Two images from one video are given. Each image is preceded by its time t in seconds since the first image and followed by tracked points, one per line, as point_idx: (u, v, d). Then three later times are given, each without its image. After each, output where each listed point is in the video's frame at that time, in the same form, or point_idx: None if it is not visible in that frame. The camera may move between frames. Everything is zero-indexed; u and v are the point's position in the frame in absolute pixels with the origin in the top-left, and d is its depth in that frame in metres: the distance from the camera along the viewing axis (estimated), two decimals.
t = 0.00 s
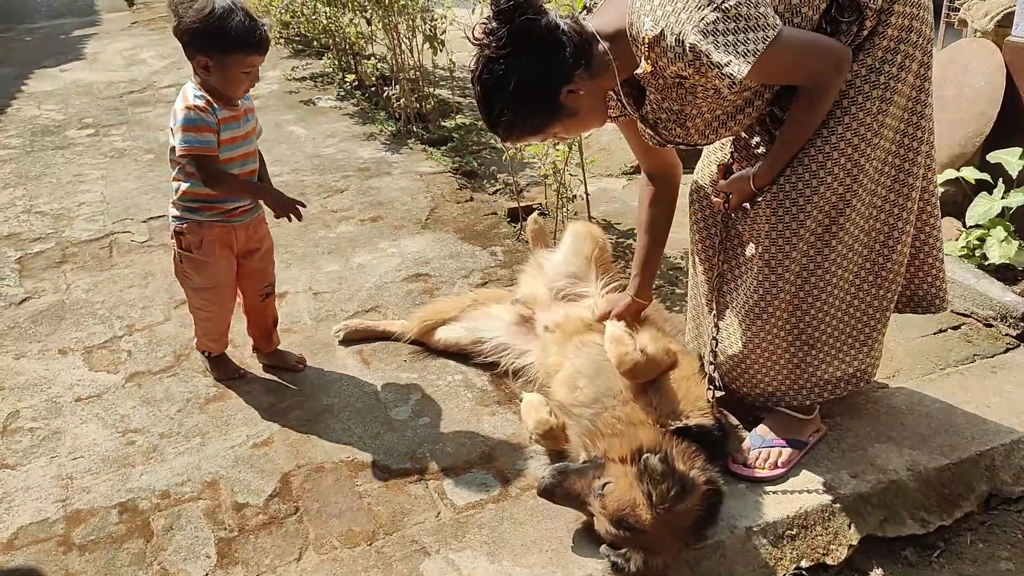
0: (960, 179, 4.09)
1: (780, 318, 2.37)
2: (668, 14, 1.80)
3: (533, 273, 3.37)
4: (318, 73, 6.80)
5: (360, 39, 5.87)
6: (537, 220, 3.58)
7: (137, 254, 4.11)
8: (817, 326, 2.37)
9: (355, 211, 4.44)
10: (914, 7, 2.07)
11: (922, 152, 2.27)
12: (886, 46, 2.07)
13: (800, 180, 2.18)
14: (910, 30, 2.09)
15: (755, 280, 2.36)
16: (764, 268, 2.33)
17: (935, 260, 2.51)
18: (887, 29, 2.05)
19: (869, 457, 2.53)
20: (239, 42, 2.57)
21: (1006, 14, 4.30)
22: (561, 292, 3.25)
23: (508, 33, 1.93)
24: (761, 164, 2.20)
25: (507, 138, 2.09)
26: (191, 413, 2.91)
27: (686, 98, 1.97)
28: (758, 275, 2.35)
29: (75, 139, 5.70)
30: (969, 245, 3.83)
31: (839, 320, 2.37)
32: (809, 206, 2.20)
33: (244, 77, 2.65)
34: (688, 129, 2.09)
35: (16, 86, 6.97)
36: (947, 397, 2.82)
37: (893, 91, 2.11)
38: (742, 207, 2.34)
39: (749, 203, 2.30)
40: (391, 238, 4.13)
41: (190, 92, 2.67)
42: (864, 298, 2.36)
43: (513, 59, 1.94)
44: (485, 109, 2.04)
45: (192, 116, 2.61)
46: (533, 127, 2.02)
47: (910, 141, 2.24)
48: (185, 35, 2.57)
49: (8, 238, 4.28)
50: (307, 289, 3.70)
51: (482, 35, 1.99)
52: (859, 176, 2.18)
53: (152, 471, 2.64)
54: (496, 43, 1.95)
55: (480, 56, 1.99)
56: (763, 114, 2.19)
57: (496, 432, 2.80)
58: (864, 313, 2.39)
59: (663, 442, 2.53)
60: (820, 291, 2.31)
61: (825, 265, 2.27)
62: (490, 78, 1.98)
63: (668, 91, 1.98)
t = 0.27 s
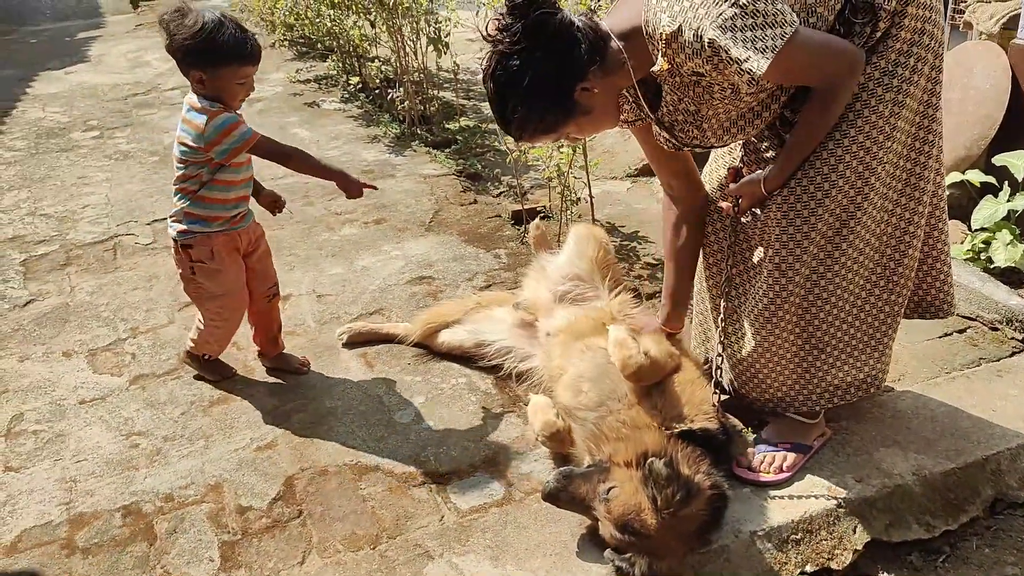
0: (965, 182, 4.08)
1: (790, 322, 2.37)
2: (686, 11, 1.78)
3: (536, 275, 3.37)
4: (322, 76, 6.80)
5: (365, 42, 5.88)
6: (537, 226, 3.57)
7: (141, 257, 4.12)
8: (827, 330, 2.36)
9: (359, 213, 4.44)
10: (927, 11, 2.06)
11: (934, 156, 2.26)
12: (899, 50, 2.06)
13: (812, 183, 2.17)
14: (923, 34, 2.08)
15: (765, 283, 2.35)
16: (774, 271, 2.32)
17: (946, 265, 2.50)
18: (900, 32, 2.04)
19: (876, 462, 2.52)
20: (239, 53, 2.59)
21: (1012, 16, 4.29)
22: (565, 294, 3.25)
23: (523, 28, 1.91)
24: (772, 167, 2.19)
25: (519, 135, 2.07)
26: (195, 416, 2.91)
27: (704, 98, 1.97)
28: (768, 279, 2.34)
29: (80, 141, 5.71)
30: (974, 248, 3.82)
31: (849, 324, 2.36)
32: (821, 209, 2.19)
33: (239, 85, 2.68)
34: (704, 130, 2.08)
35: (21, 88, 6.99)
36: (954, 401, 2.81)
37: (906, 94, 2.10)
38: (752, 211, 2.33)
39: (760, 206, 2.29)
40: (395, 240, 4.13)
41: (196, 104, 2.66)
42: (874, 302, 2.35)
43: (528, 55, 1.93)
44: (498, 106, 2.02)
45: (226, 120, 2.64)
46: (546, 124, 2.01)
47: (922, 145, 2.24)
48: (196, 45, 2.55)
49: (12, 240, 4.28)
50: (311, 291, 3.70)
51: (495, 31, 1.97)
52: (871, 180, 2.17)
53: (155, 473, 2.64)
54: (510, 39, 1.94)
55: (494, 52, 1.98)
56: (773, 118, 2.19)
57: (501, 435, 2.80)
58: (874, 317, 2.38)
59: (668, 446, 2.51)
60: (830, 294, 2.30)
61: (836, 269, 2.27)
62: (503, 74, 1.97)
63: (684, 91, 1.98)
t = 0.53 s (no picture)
0: (967, 183, 4.07)
1: (794, 323, 2.36)
2: (699, 12, 1.78)
3: (536, 278, 3.37)
4: (322, 78, 6.80)
5: (365, 44, 5.88)
6: (541, 224, 3.59)
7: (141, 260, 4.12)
8: (831, 332, 2.36)
9: (359, 216, 4.44)
10: (934, 13, 2.06)
11: (938, 158, 2.26)
12: (905, 51, 2.06)
13: (817, 184, 2.17)
14: (929, 35, 2.08)
15: (769, 284, 2.35)
16: (778, 272, 2.32)
17: (949, 266, 2.50)
18: (907, 33, 2.04)
19: (878, 463, 2.52)
20: (186, 55, 2.61)
21: (1013, 17, 4.30)
22: (565, 298, 3.26)
23: (534, 29, 1.91)
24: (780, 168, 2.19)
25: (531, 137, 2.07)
26: (196, 419, 2.91)
27: (714, 101, 1.96)
28: (771, 279, 2.34)
29: (80, 144, 5.71)
30: (976, 249, 3.82)
31: (853, 325, 2.36)
32: (826, 210, 2.19)
33: (190, 84, 2.70)
34: (713, 132, 2.07)
35: (21, 92, 6.99)
36: (957, 402, 2.81)
37: (912, 95, 2.10)
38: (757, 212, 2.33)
39: (764, 207, 2.29)
40: (396, 243, 4.13)
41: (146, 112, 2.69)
42: (878, 303, 2.35)
43: (540, 56, 1.92)
44: (510, 108, 2.02)
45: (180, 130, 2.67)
46: (558, 127, 2.00)
47: (927, 147, 2.24)
48: (139, 54, 2.57)
49: (13, 244, 4.28)
50: (312, 294, 3.70)
51: (507, 32, 1.97)
52: (876, 181, 2.17)
53: (157, 477, 2.64)
54: (522, 40, 1.93)
55: (506, 53, 1.97)
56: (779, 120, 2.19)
57: (502, 438, 2.79)
58: (878, 318, 2.38)
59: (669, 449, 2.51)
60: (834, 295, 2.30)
61: (840, 270, 2.26)
62: (516, 76, 1.96)
63: (694, 94, 1.97)
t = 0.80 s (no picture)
0: (970, 182, 4.07)
1: (799, 322, 2.36)
2: (708, 10, 1.78)
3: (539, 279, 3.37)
4: (324, 80, 6.80)
5: (367, 45, 5.88)
6: (543, 224, 3.58)
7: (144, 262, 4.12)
8: (836, 331, 2.36)
9: (361, 217, 4.44)
10: (939, 11, 2.06)
11: (942, 156, 2.26)
12: (910, 51, 2.06)
13: (821, 183, 2.17)
14: (934, 34, 2.08)
15: (773, 284, 2.35)
16: (784, 271, 2.32)
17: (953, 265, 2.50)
18: (912, 32, 2.04)
19: (882, 462, 2.51)
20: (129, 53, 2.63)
21: (1015, 16, 4.30)
22: (568, 298, 3.26)
23: (547, 30, 1.90)
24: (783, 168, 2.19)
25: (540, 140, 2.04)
26: (199, 421, 2.91)
27: (721, 99, 1.96)
28: (777, 279, 2.34)
29: (83, 146, 5.71)
30: (979, 248, 3.81)
31: (858, 324, 2.35)
32: (830, 209, 2.19)
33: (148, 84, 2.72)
34: (719, 130, 2.07)
35: (23, 94, 7.00)
36: (961, 401, 2.80)
37: (916, 94, 2.11)
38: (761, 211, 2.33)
39: (768, 206, 2.29)
40: (398, 244, 4.13)
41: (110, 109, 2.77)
42: (882, 302, 2.35)
43: (551, 57, 1.91)
44: (520, 111, 1.99)
45: (131, 133, 2.70)
46: (568, 130, 1.98)
47: (931, 146, 2.24)
48: (92, 52, 2.64)
49: (15, 246, 4.29)
50: (314, 295, 3.70)
51: (518, 35, 1.96)
52: (881, 179, 2.17)
53: (160, 478, 2.64)
54: (534, 42, 1.92)
55: (516, 54, 1.96)
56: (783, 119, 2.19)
57: (505, 438, 2.79)
58: (883, 317, 2.37)
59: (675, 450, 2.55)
60: (839, 294, 2.30)
61: (845, 269, 2.26)
62: (526, 77, 1.94)
63: (700, 92, 1.97)
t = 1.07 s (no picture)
0: (976, 186, 4.06)
1: (804, 326, 2.36)
2: (720, 22, 1.78)
3: (546, 283, 3.38)
4: (330, 84, 6.82)
5: (372, 49, 5.89)
6: (548, 228, 3.58)
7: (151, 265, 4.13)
8: (841, 335, 2.35)
9: (366, 220, 4.45)
10: (943, 15, 2.07)
11: (945, 159, 2.26)
12: (913, 54, 2.06)
13: (826, 186, 2.17)
14: (937, 38, 2.08)
15: (778, 287, 2.34)
16: (788, 274, 2.31)
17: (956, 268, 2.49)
18: (915, 37, 2.04)
19: (888, 467, 2.50)
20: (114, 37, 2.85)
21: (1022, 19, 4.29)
22: (574, 302, 3.26)
23: (560, 35, 1.88)
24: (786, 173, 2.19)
25: (552, 146, 2.01)
26: (205, 424, 2.91)
27: (728, 109, 1.97)
28: (781, 282, 2.33)
29: (90, 149, 5.73)
30: (986, 251, 3.80)
31: (863, 327, 2.35)
32: (835, 212, 2.18)
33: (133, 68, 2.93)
34: (724, 137, 2.09)
35: (31, 98, 7.03)
36: (968, 405, 2.79)
37: (920, 97, 2.11)
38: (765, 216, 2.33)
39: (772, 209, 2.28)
40: (404, 247, 4.13)
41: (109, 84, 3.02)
42: (887, 305, 2.34)
43: (565, 63, 1.88)
44: (533, 118, 1.96)
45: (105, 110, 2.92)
46: (582, 136, 1.96)
47: (935, 147, 2.23)
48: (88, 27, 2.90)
49: (23, 249, 4.30)
50: (320, 298, 3.71)
51: (528, 41, 1.93)
52: (885, 182, 2.16)
53: (166, 481, 2.64)
54: (546, 47, 1.89)
55: (528, 59, 1.92)
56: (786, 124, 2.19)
57: (510, 442, 2.79)
58: (887, 320, 2.37)
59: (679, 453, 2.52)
60: (844, 297, 2.29)
61: (850, 272, 2.26)
62: (539, 82, 1.91)
63: (708, 102, 1.98)
